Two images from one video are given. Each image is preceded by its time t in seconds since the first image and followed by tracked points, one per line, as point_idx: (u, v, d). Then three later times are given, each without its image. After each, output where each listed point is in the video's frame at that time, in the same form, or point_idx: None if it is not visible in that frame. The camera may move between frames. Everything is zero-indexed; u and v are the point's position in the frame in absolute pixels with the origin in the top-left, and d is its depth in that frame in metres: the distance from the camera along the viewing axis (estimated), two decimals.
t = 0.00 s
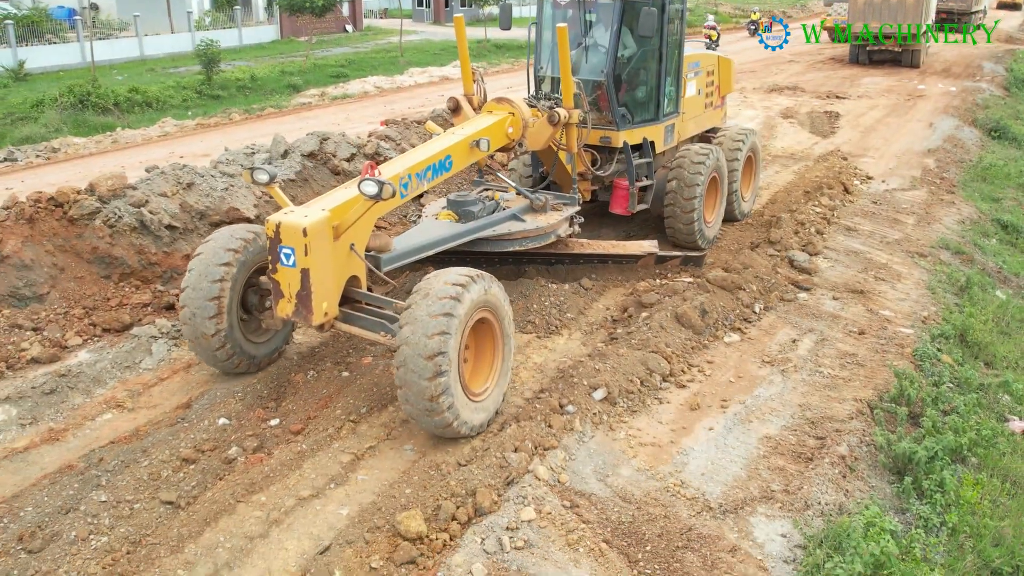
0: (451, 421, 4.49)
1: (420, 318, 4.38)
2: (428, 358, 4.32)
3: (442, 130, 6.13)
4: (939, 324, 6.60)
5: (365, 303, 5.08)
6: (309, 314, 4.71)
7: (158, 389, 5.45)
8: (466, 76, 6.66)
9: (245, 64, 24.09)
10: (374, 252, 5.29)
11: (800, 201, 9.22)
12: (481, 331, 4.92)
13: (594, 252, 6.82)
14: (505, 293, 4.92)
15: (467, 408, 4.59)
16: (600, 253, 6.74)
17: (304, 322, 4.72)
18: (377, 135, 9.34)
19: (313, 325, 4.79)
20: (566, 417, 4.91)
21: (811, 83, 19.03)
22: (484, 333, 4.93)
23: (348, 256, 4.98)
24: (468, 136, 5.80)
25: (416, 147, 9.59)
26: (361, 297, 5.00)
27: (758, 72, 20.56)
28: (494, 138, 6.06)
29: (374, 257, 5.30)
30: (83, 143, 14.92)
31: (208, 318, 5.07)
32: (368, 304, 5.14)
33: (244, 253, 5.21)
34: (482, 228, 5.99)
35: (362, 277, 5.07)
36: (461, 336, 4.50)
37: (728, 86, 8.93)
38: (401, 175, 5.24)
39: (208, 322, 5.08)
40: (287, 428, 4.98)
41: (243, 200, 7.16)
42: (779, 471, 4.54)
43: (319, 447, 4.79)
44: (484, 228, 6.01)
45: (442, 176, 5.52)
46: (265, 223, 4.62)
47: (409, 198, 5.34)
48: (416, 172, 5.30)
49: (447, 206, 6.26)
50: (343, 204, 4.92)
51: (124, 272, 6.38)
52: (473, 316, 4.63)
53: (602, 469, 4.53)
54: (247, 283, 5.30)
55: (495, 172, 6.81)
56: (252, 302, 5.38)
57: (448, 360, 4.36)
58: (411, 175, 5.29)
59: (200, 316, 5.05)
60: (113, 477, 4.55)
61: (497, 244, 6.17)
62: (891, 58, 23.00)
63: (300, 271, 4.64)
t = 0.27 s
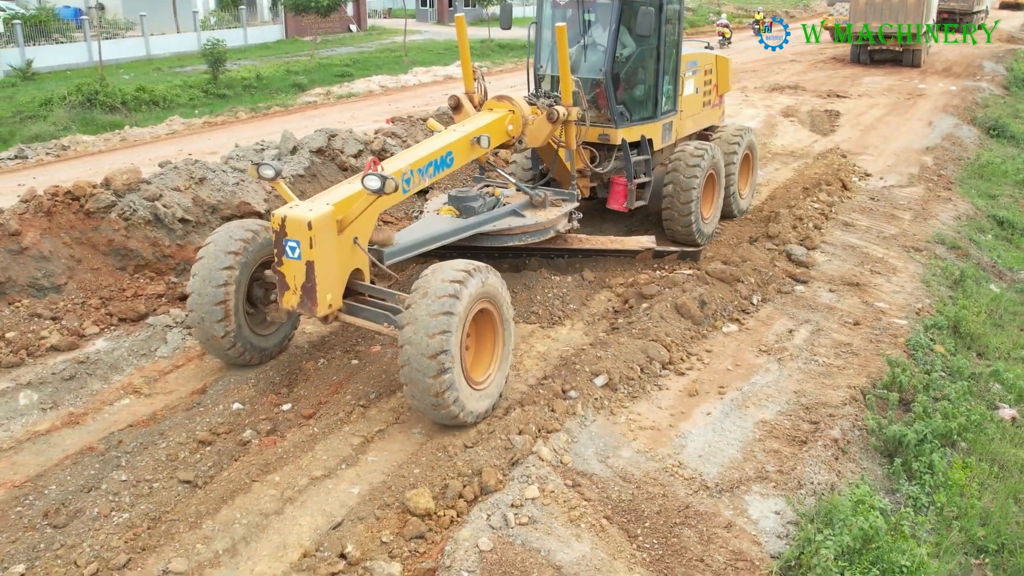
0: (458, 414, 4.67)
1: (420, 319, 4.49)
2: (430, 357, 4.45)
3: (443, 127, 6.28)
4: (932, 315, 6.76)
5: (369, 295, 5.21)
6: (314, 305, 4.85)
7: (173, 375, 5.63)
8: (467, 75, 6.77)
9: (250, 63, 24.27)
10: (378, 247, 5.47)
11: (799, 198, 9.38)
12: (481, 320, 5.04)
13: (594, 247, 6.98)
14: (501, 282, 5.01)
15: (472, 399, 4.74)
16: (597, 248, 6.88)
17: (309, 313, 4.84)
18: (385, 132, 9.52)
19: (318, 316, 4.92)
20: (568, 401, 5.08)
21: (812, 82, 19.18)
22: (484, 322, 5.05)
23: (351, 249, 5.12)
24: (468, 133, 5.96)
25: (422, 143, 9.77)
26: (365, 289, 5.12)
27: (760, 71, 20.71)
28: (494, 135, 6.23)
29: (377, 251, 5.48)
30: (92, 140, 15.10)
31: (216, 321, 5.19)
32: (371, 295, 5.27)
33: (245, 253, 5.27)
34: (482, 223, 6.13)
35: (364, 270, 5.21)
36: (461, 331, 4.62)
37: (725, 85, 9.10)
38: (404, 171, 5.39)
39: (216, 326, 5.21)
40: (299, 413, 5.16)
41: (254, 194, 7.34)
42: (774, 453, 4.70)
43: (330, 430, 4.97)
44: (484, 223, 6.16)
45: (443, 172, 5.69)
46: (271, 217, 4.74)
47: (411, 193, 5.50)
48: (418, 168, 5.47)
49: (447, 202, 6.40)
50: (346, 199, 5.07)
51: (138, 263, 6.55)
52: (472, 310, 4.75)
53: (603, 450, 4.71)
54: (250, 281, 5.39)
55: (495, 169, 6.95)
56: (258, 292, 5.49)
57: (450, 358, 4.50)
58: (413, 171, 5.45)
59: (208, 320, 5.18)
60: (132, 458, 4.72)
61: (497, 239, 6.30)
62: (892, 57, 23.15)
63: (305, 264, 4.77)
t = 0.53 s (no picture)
0: (463, 400, 4.87)
1: (422, 314, 4.65)
2: (433, 350, 4.63)
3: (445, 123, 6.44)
4: (923, 305, 6.96)
5: (373, 285, 5.39)
6: (319, 294, 4.98)
7: (188, 360, 5.84)
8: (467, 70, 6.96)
9: (254, 63, 24.48)
10: (380, 238, 5.65)
11: (795, 192, 9.59)
12: (481, 307, 5.19)
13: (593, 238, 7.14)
14: (499, 269, 5.15)
15: (476, 384, 4.94)
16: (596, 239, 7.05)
17: (315, 302, 4.98)
18: (389, 129, 9.73)
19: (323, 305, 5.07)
20: (569, 384, 5.29)
21: (811, 81, 19.39)
22: (485, 309, 5.20)
23: (356, 240, 5.26)
24: (469, 128, 6.13)
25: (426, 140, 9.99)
26: (369, 279, 5.32)
27: (760, 70, 20.91)
28: (494, 130, 6.39)
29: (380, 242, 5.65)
30: (100, 138, 15.33)
31: (226, 316, 5.37)
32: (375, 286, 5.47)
33: (250, 249, 5.40)
34: (483, 215, 6.35)
35: (368, 260, 5.36)
36: (461, 323, 4.79)
37: (722, 84, 9.29)
38: (407, 164, 5.55)
39: (226, 321, 5.39)
40: (310, 395, 5.37)
41: (263, 188, 7.56)
42: (767, 432, 4.91)
43: (341, 411, 5.18)
44: (485, 215, 6.37)
45: (445, 165, 5.85)
46: (278, 208, 4.89)
47: (414, 186, 5.65)
48: (420, 161, 5.63)
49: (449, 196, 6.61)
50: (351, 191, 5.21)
51: (152, 254, 6.76)
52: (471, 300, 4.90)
53: (602, 429, 4.92)
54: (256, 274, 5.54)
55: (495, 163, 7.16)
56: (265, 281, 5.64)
57: (451, 350, 4.69)
58: (416, 164, 5.61)
59: (218, 316, 5.36)
60: (151, 437, 4.93)
61: (497, 231, 6.50)
62: (890, 57, 23.35)
63: (312, 254, 4.91)
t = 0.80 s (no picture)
0: (467, 395, 5.09)
1: (421, 320, 4.82)
2: (434, 353, 4.83)
3: (445, 123, 6.62)
4: (913, 299, 7.17)
5: (374, 281, 5.53)
6: (323, 289, 5.16)
7: (201, 351, 6.05)
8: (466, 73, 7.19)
9: (257, 67, 24.73)
10: (383, 236, 5.89)
11: (790, 192, 9.81)
12: (479, 300, 5.35)
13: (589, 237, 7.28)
14: (494, 264, 5.28)
15: (478, 377, 5.15)
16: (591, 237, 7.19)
17: (319, 296, 5.17)
18: (393, 130, 9.96)
19: (327, 299, 5.25)
20: (569, 372, 5.50)
21: (808, 84, 19.61)
22: (482, 301, 5.36)
23: (359, 237, 5.42)
24: (468, 129, 6.30)
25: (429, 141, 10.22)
26: (371, 275, 5.46)
27: (758, 74, 21.16)
28: (493, 131, 6.55)
29: (382, 240, 5.89)
30: (107, 141, 15.55)
31: (235, 317, 5.58)
32: (377, 281, 5.60)
33: (253, 252, 5.57)
34: (481, 214, 6.50)
35: (371, 256, 5.50)
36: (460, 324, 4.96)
37: (717, 87, 9.52)
38: (407, 163, 5.70)
39: (235, 322, 5.60)
40: (320, 384, 5.58)
41: (271, 187, 7.78)
42: (758, 418, 5.12)
43: (349, 398, 5.39)
44: (482, 214, 6.52)
45: (444, 165, 6.01)
46: (284, 206, 5.07)
47: (414, 185, 5.81)
48: (420, 160, 5.80)
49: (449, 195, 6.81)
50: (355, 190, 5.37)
51: (165, 250, 6.98)
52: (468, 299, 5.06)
53: (601, 414, 5.13)
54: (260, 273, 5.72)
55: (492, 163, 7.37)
56: (269, 276, 5.82)
57: (452, 351, 4.88)
58: (416, 163, 5.78)
59: (227, 318, 5.57)
60: (169, 422, 5.14)
61: (495, 229, 6.65)
62: (887, 61, 23.59)
63: (315, 250, 5.10)
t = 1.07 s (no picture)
0: (470, 395, 5.27)
1: (420, 337, 4.93)
2: (435, 367, 4.96)
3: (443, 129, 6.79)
4: (904, 300, 7.38)
5: (373, 283, 5.60)
6: (323, 291, 5.25)
7: (213, 348, 6.25)
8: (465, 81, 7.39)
9: (261, 75, 24.98)
10: (381, 239, 5.88)
11: (785, 197, 10.02)
12: (474, 297, 5.43)
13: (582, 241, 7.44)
14: (485, 266, 5.34)
15: (479, 377, 5.31)
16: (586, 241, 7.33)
17: (319, 298, 5.25)
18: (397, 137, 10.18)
19: (327, 300, 5.33)
20: (569, 367, 5.70)
21: (806, 93, 19.85)
22: (476, 298, 5.43)
23: (358, 240, 5.51)
24: (465, 135, 6.44)
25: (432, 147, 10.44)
26: (369, 277, 5.53)
27: (756, 83, 21.40)
28: (490, 137, 6.71)
29: (381, 243, 5.88)
30: (114, 147, 15.78)
31: (241, 330, 5.75)
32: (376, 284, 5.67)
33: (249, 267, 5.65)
34: (479, 217, 6.55)
35: (370, 258, 5.59)
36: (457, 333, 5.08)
37: (711, 96, 9.76)
38: (406, 168, 5.89)
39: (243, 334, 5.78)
40: (329, 379, 5.78)
41: (279, 191, 8.00)
42: (752, 411, 5.32)
43: (357, 392, 5.59)
44: (480, 218, 6.55)
45: (442, 170, 6.17)
46: (285, 209, 5.15)
47: (413, 189, 5.98)
48: (419, 166, 5.96)
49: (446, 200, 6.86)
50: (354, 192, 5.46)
51: (177, 251, 7.19)
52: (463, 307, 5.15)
53: (600, 407, 5.32)
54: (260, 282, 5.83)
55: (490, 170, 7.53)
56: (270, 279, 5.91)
57: (452, 363, 5.01)
58: (415, 168, 5.95)
59: (234, 331, 5.73)
60: (184, 414, 5.34)
61: (493, 233, 6.69)
62: (885, 69, 23.85)
63: (316, 252, 5.18)
